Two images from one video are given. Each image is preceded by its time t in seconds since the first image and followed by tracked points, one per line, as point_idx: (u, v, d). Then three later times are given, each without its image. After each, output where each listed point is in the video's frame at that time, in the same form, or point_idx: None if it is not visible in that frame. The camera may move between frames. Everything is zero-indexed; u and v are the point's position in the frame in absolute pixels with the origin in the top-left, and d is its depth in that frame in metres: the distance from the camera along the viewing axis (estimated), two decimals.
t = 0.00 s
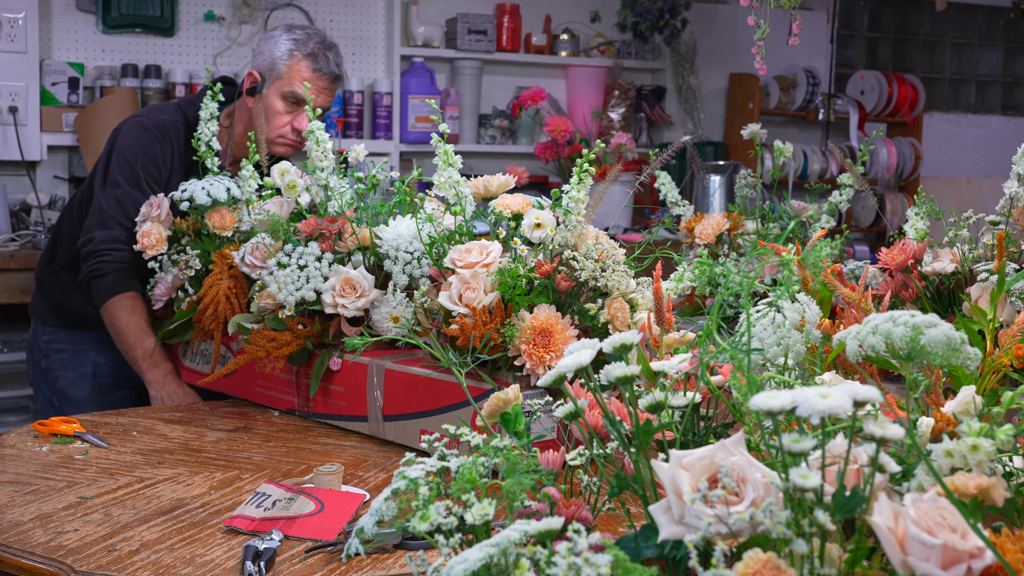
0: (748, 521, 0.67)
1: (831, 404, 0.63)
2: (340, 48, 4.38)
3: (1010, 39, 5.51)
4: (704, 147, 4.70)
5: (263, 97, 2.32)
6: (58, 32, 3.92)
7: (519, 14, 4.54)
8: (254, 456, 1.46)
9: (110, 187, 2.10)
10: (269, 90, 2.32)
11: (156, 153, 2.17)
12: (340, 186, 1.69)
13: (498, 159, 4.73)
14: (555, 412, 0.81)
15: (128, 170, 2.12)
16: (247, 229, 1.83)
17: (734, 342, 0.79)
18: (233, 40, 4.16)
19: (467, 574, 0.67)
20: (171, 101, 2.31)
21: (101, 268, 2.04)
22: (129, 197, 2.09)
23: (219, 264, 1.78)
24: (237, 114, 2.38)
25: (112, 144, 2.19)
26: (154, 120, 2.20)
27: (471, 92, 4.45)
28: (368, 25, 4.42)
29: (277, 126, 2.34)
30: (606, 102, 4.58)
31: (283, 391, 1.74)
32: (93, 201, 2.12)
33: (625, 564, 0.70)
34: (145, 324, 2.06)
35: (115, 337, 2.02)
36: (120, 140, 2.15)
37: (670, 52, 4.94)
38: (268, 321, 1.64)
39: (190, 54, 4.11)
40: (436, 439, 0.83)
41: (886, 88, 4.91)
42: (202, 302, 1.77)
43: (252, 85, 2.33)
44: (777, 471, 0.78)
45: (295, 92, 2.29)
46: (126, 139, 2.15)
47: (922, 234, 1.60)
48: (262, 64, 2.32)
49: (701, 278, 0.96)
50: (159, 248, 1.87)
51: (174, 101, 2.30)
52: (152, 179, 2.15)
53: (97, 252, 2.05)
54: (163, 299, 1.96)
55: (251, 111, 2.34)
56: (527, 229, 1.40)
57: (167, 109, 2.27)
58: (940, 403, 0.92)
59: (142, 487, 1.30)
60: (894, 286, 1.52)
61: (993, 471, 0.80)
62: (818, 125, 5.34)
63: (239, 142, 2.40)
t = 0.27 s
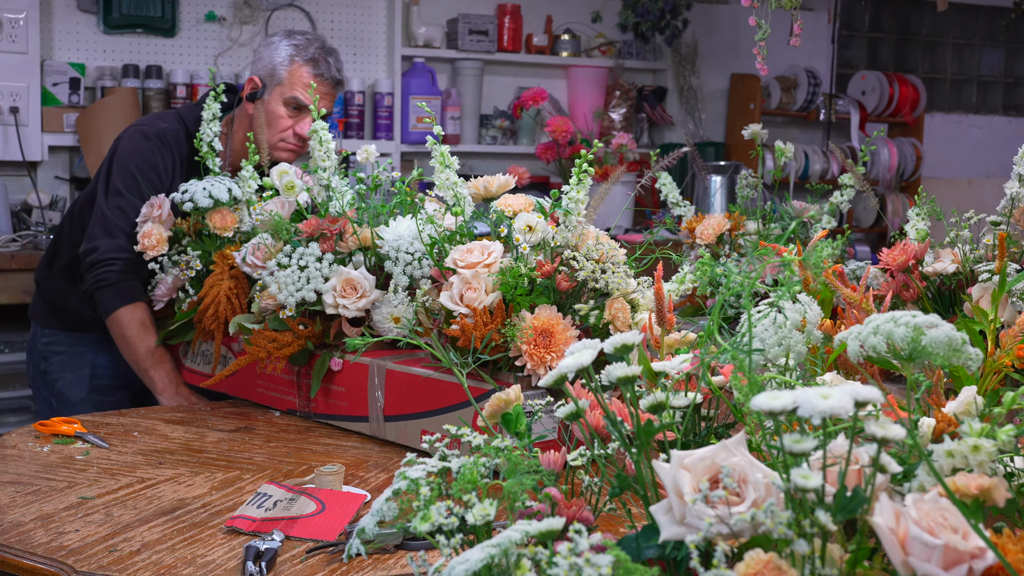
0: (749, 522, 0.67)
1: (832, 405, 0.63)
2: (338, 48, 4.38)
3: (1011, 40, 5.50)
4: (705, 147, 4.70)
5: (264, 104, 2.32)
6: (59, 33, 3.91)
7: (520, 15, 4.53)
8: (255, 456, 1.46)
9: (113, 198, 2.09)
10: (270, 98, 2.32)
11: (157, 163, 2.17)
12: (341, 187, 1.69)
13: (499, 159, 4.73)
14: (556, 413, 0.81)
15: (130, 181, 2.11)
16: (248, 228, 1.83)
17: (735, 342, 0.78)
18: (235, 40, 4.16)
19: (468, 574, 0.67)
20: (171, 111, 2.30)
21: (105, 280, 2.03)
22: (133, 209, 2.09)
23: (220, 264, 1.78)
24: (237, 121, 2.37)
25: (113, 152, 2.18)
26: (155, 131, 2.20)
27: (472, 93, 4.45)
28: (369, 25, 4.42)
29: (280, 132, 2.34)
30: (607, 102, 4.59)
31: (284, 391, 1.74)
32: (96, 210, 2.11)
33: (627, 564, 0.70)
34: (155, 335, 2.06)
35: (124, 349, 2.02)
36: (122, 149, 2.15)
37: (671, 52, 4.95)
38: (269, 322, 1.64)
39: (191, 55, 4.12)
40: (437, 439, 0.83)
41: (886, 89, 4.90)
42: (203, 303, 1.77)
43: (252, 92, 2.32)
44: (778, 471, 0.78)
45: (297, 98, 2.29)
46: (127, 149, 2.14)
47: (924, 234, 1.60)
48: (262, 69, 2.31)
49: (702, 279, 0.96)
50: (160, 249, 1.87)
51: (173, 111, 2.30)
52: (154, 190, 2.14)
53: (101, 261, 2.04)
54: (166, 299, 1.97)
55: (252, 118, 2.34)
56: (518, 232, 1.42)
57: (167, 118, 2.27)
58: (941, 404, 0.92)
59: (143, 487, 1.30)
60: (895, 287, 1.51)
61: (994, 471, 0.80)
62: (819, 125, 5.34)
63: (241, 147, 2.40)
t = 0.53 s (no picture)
0: (751, 522, 0.67)
1: (833, 405, 0.63)
2: (338, 49, 4.38)
3: (1012, 40, 5.50)
4: (707, 148, 4.71)
5: (267, 111, 2.30)
6: (60, 33, 3.92)
7: (521, 15, 4.53)
8: (256, 457, 1.46)
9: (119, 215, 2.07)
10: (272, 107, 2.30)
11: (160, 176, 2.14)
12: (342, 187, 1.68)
13: (501, 160, 4.73)
14: (557, 413, 0.81)
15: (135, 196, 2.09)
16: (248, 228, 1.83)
17: (737, 343, 0.78)
18: (237, 42, 4.16)
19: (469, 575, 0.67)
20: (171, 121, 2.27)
21: (117, 300, 2.02)
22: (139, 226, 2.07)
23: (221, 264, 1.78)
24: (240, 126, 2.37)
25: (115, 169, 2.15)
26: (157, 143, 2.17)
27: (473, 94, 4.46)
28: (370, 26, 4.41)
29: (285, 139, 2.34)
30: (608, 102, 4.59)
31: (286, 392, 1.74)
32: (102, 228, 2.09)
33: (628, 565, 0.70)
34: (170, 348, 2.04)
35: (144, 372, 2.03)
36: (124, 166, 2.11)
37: (672, 53, 4.98)
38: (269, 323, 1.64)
39: (192, 56, 4.12)
40: (438, 440, 0.83)
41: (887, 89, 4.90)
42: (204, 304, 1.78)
43: (254, 99, 2.31)
44: (780, 472, 0.78)
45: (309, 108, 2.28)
46: (131, 165, 2.11)
47: (925, 234, 1.60)
48: (265, 79, 2.30)
49: (704, 280, 0.97)
50: (161, 249, 1.88)
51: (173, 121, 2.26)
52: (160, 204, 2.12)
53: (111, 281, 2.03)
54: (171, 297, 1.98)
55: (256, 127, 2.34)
56: (517, 231, 1.43)
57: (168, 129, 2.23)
58: (942, 404, 0.92)
59: (144, 488, 1.30)
60: (897, 287, 1.51)
61: (996, 472, 0.80)
62: (821, 126, 5.34)
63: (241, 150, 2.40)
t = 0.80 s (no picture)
0: (751, 523, 0.67)
1: (834, 406, 0.62)
2: (338, 49, 4.38)
3: (1013, 40, 5.50)
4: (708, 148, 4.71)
5: (270, 108, 2.30)
6: (61, 34, 3.92)
7: (522, 16, 4.53)
8: (257, 457, 1.46)
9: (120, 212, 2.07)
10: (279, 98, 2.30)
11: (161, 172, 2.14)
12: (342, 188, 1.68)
13: (502, 160, 4.74)
14: (557, 414, 0.82)
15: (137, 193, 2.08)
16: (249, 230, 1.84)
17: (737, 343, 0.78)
18: (238, 42, 4.16)
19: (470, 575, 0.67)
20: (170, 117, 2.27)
21: (122, 300, 2.02)
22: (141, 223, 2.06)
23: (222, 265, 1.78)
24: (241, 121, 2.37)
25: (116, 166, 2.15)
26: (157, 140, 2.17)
27: (474, 94, 4.46)
28: (371, 27, 4.41)
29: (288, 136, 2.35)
30: (609, 103, 4.59)
31: (287, 392, 1.74)
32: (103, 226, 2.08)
33: (629, 565, 0.69)
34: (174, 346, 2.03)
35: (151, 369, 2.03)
36: (125, 163, 2.11)
37: (672, 53, 4.96)
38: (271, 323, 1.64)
39: (193, 56, 4.12)
40: (440, 440, 0.83)
41: (888, 89, 4.91)
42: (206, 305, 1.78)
43: (257, 96, 2.30)
44: (781, 472, 0.78)
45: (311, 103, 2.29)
46: (132, 162, 2.11)
47: (925, 235, 1.60)
48: (268, 75, 2.30)
49: (704, 280, 0.97)
50: (162, 250, 1.88)
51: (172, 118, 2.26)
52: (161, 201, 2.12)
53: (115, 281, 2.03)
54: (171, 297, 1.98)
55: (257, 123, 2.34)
56: (524, 232, 1.41)
57: (168, 126, 2.23)
58: (943, 405, 0.92)
59: (145, 489, 1.30)
60: (897, 287, 1.50)
61: (997, 472, 0.80)
62: (822, 126, 5.34)
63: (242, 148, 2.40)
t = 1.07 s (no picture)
0: (752, 523, 0.66)
1: (835, 406, 0.62)
2: (338, 50, 4.38)
3: (1014, 40, 5.50)
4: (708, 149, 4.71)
5: (262, 92, 2.30)
6: (62, 35, 3.92)
7: (522, 16, 4.53)
8: (258, 457, 1.47)
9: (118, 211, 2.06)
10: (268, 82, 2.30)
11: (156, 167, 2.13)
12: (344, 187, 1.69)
13: (503, 161, 4.74)
14: (558, 414, 0.81)
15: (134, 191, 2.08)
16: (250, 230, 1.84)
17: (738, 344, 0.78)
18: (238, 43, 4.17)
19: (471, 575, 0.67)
20: (161, 110, 2.26)
21: (124, 302, 2.02)
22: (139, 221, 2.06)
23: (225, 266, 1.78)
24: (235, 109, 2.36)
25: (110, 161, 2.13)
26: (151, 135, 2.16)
27: (475, 95, 4.47)
28: (371, 27, 4.41)
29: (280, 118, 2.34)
30: (609, 103, 4.59)
31: (288, 393, 1.74)
32: (101, 225, 2.08)
33: (630, 565, 0.69)
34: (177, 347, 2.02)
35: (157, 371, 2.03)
36: (120, 161, 2.10)
37: (673, 53, 4.96)
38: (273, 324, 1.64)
39: (193, 57, 4.12)
40: (440, 440, 0.83)
41: (889, 89, 4.92)
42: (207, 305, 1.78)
43: (246, 79, 2.30)
44: (782, 473, 0.78)
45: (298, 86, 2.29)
46: (127, 159, 2.10)
47: (926, 235, 1.60)
48: (257, 58, 2.28)
49: (704, 280, 0.97)
50: (164, 251, 1.88)
51: (163, 110, 2.25)
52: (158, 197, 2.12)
53: (117, 282, 2.03)
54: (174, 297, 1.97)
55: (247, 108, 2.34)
56: (522, 230, 1.42)
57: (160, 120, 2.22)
58: (944, 405, 0.92)
59: (146, 490, 1.30)
60: (899, 287, 1.50)
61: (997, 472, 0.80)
62: (822, 126, 5.35)
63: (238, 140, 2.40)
